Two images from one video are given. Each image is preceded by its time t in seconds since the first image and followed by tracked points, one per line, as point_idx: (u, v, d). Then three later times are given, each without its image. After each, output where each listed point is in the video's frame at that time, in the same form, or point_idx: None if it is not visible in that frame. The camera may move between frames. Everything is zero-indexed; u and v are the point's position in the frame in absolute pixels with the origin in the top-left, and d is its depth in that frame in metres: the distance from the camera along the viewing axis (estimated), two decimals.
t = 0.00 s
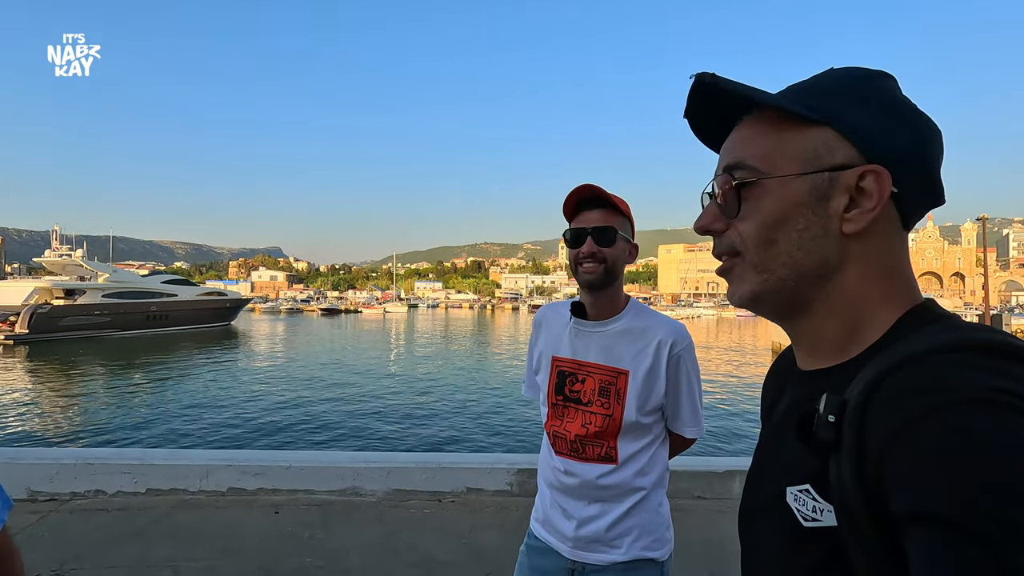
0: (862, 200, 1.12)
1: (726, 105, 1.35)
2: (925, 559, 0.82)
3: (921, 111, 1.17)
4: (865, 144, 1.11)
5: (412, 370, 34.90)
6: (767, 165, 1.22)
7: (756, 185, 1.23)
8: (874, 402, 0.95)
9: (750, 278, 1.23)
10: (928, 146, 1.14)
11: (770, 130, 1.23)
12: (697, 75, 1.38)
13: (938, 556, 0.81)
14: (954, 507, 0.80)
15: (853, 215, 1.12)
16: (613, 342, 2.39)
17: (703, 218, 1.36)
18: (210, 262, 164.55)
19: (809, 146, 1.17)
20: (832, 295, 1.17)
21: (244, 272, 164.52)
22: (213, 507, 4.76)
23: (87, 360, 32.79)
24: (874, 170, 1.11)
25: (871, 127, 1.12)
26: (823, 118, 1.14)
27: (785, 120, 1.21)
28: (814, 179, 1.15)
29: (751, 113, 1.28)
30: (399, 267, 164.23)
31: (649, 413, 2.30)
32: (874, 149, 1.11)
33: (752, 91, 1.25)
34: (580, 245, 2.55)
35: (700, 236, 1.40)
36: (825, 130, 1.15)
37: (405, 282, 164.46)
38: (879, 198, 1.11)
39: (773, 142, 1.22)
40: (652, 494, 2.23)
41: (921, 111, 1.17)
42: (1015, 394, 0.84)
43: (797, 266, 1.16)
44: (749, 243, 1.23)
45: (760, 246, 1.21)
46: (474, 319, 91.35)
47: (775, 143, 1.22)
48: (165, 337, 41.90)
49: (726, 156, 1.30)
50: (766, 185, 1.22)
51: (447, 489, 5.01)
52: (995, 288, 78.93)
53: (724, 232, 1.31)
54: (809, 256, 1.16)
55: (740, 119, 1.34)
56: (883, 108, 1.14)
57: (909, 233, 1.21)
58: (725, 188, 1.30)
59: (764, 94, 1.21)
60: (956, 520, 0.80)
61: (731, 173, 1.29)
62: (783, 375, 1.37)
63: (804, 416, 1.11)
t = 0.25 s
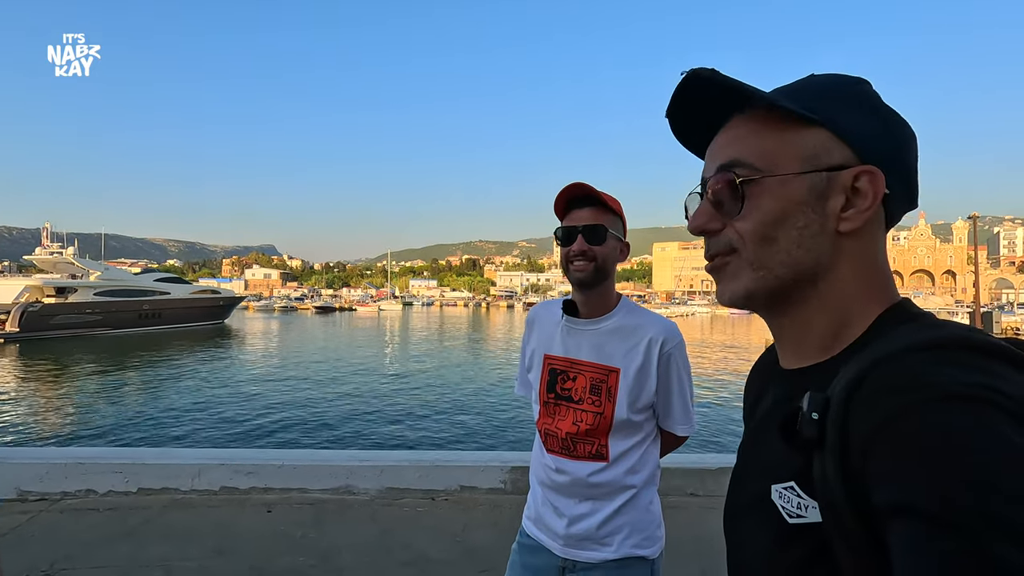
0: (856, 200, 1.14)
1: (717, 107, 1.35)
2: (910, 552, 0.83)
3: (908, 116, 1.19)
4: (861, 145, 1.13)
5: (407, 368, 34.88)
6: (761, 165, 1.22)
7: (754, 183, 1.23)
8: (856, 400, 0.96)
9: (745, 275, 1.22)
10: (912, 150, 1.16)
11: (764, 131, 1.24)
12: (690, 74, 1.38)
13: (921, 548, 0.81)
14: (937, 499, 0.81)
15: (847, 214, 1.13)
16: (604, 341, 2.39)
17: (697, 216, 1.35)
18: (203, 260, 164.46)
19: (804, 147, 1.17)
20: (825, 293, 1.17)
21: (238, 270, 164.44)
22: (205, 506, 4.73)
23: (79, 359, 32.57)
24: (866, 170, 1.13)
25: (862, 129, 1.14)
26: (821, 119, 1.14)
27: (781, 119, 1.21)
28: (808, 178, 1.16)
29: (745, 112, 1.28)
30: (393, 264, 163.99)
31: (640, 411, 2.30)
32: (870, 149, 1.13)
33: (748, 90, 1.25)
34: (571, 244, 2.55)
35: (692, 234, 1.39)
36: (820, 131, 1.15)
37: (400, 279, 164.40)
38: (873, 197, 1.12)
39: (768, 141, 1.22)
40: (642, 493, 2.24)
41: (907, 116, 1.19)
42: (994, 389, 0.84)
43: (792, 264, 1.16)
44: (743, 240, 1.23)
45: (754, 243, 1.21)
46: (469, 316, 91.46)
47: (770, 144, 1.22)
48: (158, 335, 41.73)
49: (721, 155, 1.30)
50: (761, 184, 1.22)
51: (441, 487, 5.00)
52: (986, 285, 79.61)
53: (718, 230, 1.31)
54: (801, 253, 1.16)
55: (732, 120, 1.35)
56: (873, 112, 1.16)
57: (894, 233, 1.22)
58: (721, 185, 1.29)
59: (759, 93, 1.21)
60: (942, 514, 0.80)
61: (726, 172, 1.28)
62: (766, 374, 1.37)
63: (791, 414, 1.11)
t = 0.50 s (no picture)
0: (850, 202, 1.13)
1: (714, 111, 1.34)
2: (910, 552, 0.81)
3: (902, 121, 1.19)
4: (855, 149, 1.13)
5: (405, 367, 34.90)
6: (758, 166, 1.21)
7: (750, 185, 1.21)
8: (857, 402, 0.94)
9: (742, 276, 1.21)
10: (905, 155, 1.16)
11: (760, 134, 1.23)
12: (688, 80, 1.37)
13: (920, 548, 0.80)
14: (942, 499, 0.79)
15: (844, 215, 1.12)
16: (603, 341, 2.38)
17: (695, 218, 1.34)
18: (201, 258, 164.40)
19: (800, 150, 1.17)
20: (821, 295, 1.16)
21: (236, 269, 164.40)
22: (203, 506, 4.71)
23: (77, 357, 32.48)
24: (861, 172, 1.12)
25: (857, 132, 1.13)
26: (815, 123, 1.14)
27: (777, 123, 1.21)
28: (805, 179, 1.15)
29: (739, 119, 1.27)
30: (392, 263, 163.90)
31: (639, 412, 2.29)
32: (863, 152, 1.13)
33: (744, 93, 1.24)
34: (568, 244, 2.54)
35: (690, 236, 1.38)
36: (815, 135, 1.15)
37: (398, 278, 164.31)
38: (866, 199, 1.12)
39: (764, 144, 1.21)
40: (642, 493, 2.22)
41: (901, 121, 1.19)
42: (994, 391, 0.83)
43: (789, 264, 1.15)
44: (741, 240, 1.22)
45: (752, 243, 1.20)
46: (467, 314, 91.55)
47: (766, 146, 1.21)
48: (156, 334, 41.74)
49: (717, 157, 1.29)
50: (758, 185, 1.21)
51: (440, 487, 4.98)
52: (982, 284, 79.78)
53: (716, 231, 1.29)
54: (800, 253, 1.15)
55: (729, 125, 1.34)
56: (867, 116, 1.16)
57: (890, 236, 1.21)
58: (717, 191, 1.28)
59: (756, 97, 1.20)
60: (944, 515, 0.79)
61: (722, 174, 1.27)
62: (762, 377, 1.35)
63: (790, 415, 1.09)
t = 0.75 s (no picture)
0: (857, 205, 1.09)
1: (718, 115, 1.32)
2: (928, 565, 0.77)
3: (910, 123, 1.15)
4: (863, 151, 1.09)
5: (413, 365, 34.96)
6: (763, 169, 1.18)
7: (755, 188, 1.18)
8: (871, 409, 0.91)
9: (747, 279, 1.18)
10: (915, 158, 1.12)
11: (765, 137, 1.20)
12: (692, 87, 1.35)
13: (935, 561, 0.76)
14: (961, 511, 0.75)
15: (850, 218, 1.09)
16: (610, 344, 2.35)
17: (702, 221, 1.31)
18: (209, 256, 164.50)
19: (806, 152, 1.13)
20: (828, 300, 1.12)
21: (244, 267, 164.52)
22: (211, 505, 4.53)
23: (88, 356, 32.79)
24: (868, 174, 1.08)
25: (865, 134, 1.10)
26: (822, 127, 1.11)
27: (781, 126, 1.17)
28: (810, 182, 1.12)
29: (746, 123, 1.24)
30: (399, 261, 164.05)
31: (647, 415, 2.25)
32: (870, 154, 1.09)
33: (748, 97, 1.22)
34: (573, 244, 2.51)
35: (696, 242, 1.35)
36: (822, 137, 1.11)
37: (405, 276, 164.39)
38: (874, 201, 1.08)
39: (768, 148, 1.18)
40: (650, 497, 2.19)
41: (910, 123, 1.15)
42: (1010, 399, 0.80)
43: (795, 267, 1.11)
44: (747, 242, 1.18)
45: (757, 246, 1.16)
46: (474, 312, 91.57)
47: (772, 150, 1.18)
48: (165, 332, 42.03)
49: (722, 161, 1.26)
50: (763, 188, 1.18)
51: (446, 485, 4.71)
52: (995, 281, 78.85)
53: (722, 235, 1.26)
54: (806, 257, 1.11)
55: (733, 130, 1.31)
56: (875, 119, 1.12)
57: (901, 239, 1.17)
58: (724, 194, 1.25)
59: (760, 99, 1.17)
60: (963, 526, 0.75)
61: (727, 178, 1.24)
62: (771, 384, 1.32)
63: (801, 423, 1.06)
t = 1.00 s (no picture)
0: (870, 203, 1.06)
1: (727, 114, 1.30)
2: None
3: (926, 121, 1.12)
4: (878, 150, 1.06)
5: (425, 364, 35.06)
6: (773, 169, 1.16)
7: (765, 185, 1.16)
8: (890, 416, 0.88)
9: (759, 279, 1.15)
10: (931, 156, 1.09)
11: (776, 137, 1.17)
12: (700, 87, 1.33)
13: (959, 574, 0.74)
14: (985, 522, 0.73)
15: (864, 217, 1.06)
16: (620, 343, 2.33)
17: (711, 222, 1.29)
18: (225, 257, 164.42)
19: (817, 151, 1.11)
20: (842, 301, 1.09)
21: (259, 266, 164.39)
22: (227, 501, 4.56)
23: (108, 353, 33.29)
24: (882, 173, 1.05)
25: (880, 133, 1.07)
26: (835, 124, 1.08)
27: (792, 125, 1.15)
28: (822, 181, 1.09)
29: (757, 122, 1.21)
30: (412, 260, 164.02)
31: (659, 416, 2.23)
32: (886, 152, 1.06)
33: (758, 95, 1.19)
34: (583, 243, 2.49)
35: (706, 242, 1.32)
36: (833, 136, 1.09)
37: (417, 274, 164.40)
38: (887, 200, 1.05)
39: (779, 146, 1.16)
40: (662, 498, 2.17)
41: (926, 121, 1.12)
42: None
43: (808, 267, 1.08)
44: (759, 241, 1.16)
45: (768, 245, 1.14)
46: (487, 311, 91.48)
47: (783, 148, 1.16)
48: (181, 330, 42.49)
49: (732, 160, 1.24)
50: (773, 188, 1.16)
51: (458, 484, 4.70)
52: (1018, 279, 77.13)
53: (732, 234, 1.23)
54: (819, 257, 1.09)
55: (744, 129, 1.29)
56: (889, 117, 1.09)
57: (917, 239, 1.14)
58: (734, 193, 1.23)
59: (771, 97, 1.15)
60: (986, 537, 0.73)
61: (738, 177, 1.22)
62: (785, 388, 1.29)
63: (817, 428, 1.03)
